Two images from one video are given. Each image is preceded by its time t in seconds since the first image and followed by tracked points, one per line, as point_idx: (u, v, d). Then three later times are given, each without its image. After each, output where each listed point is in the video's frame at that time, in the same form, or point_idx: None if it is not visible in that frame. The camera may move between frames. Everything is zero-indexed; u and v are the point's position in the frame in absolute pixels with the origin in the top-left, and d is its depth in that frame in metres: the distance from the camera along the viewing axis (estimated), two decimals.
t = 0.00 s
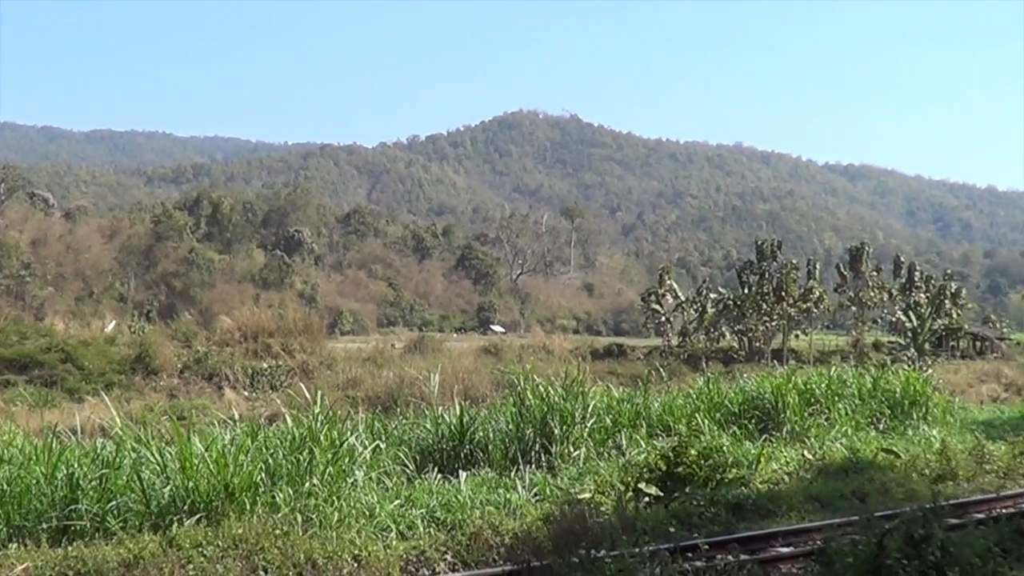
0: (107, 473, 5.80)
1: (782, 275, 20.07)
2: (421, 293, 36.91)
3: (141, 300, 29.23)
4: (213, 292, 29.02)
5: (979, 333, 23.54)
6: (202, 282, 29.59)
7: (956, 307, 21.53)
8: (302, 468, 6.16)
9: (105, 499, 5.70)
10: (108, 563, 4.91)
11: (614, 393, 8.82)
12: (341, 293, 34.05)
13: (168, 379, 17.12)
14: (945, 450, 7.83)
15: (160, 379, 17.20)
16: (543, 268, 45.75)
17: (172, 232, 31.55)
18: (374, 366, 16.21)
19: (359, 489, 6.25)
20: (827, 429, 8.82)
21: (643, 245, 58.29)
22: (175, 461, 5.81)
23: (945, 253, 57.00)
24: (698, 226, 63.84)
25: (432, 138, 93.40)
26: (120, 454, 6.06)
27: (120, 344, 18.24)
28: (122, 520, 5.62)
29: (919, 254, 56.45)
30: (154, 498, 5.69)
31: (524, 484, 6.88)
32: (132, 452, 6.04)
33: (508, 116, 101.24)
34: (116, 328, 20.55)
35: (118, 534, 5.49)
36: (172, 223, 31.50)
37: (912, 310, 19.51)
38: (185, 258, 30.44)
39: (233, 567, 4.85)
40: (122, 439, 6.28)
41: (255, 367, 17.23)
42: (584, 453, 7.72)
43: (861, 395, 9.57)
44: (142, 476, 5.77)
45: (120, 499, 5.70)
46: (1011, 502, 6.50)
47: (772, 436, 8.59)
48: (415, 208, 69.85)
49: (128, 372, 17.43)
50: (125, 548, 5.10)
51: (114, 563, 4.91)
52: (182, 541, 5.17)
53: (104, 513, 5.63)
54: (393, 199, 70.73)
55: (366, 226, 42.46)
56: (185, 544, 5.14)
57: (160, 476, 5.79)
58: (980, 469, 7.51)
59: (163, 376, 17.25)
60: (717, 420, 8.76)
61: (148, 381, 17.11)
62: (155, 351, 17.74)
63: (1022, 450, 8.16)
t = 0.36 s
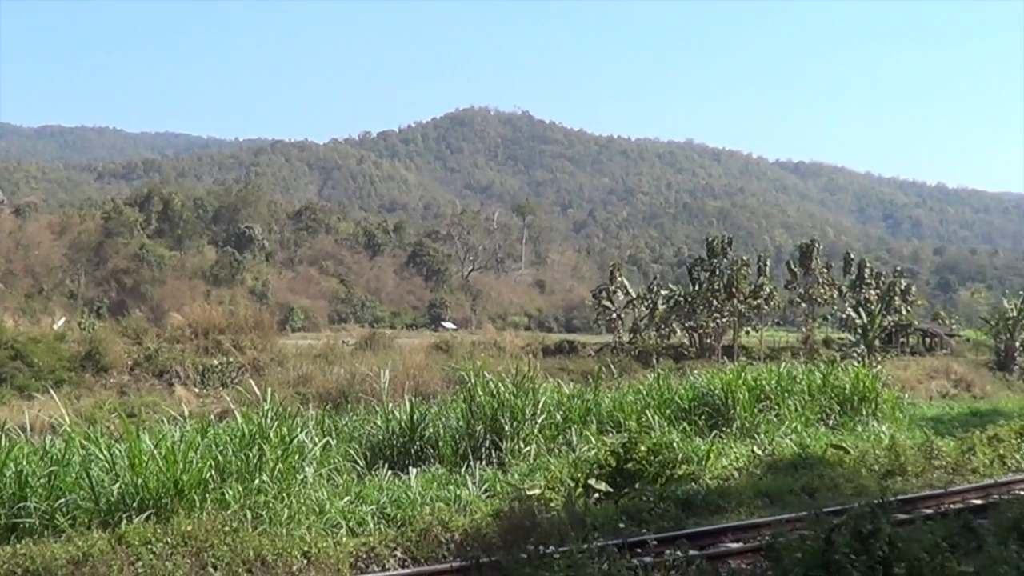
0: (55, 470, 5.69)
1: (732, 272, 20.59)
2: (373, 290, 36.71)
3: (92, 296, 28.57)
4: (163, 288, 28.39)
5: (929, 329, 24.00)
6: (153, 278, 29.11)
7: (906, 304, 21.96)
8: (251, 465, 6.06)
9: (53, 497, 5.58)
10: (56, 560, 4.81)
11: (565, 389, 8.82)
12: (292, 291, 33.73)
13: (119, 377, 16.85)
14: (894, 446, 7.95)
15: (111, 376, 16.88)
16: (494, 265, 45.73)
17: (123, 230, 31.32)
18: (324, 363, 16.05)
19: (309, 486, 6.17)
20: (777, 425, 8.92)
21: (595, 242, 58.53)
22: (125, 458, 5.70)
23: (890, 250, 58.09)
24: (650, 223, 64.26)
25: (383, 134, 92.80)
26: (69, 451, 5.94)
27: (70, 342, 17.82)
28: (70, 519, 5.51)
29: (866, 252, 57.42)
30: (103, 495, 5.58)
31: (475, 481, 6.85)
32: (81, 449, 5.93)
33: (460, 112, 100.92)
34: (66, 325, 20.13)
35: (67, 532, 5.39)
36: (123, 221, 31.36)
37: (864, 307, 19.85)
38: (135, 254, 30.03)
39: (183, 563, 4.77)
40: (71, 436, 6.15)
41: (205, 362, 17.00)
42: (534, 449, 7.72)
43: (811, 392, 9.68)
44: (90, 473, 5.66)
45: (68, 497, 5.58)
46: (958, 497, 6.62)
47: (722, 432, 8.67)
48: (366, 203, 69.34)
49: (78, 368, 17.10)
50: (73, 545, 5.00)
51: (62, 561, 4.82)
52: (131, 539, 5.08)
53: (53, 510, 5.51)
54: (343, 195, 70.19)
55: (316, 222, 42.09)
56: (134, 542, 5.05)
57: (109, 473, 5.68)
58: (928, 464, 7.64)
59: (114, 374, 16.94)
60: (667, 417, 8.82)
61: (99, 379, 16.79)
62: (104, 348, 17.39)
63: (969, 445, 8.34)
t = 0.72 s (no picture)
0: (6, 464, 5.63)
1: (686, 270, 20.69)
2: (326, 285, 36.54)
3: (45, 290, 27.96)
4: (117, 282, 28.20)
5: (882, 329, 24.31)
6: (106, 274, 28.78)
7: (859, 303, 22.15)
8: (204, 461, 5.98)
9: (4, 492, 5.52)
10: (6, 556, 4.77)
11: (519, 385, 8.80)
12: (246, 285, 33.36)
13: (71, 371, 16.64)
14: (845, 444, 8.03)
15: (64, 371, 16.61)
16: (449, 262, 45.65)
17: (77, 223, 30.85)
18: (278, 359, 15.94)
19: (262, 482, 6.10)
20: (729, 423, 8.98)
21: (549, 239, 58.57)
22: (76, 453, 5.62)
23: (842, 249, 58.88)
24: (605, 220, 64.53)
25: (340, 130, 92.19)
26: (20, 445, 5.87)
27: (21, 335, 17.29)
28: (21, 514, 5.45)
29: (819, 250, 58.20)
30: (54, 491, 5.51)
31: (428, 477, 6.82)
32: (33, 443, 5.85)
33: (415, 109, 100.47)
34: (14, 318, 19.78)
35: (17, 527, 5.32)
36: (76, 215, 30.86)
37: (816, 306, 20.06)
38: (89, 249, 29.66)
39: (135, 559, 4.72)
40: (21, 430, 6.07)
41: (158, 357, 16.99)
42: (487, 446, 7.70)
43: (763, 390, 9.76)
44: (42, 468, 5.60)
45: (19, 492, 5.52)
46: (908, 495, 6.70)
47: (674, 430, 8.72)
48: (320, 199, 68.61)
49: (30, 364, 16.64)
50: (22, 542, 4.96)
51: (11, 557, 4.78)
52: (82, 534, 5.03)
53: (3, 506, 5.45)
54: (298, 190, 69.65)
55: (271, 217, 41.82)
56: (84, 538, 5.00)
57: (60, 469, 5.61)
58: (879, 462, 7.74)
59: (67, 369, 16.68)
60: (620, 414, 8.87)
61: (52, 374, 16.50)
62: (57, 343, 17.07)
63: (920, 443, 8.42)
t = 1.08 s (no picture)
0: None
1: (643, 270, 20.82)
2: (285, 283, 36.28)
3: None
4: (74, 280, 27.86)
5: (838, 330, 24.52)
6: (63, 270, 28.33)
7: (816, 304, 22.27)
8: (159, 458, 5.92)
9: None
10: None
11: (476, 384, 8.78)
12: (204, 283, 32.96)
13: (25, 367, 16.22)
14: (801, 445, 8.09)
15: (19, 367, 16.19)
16: (405, 261, 45.71)
17: (34, 219, 30.31)
18: (234, 356, 15.76)
19: (218, 481, 6.04)
20: (685, 423, 9.03)
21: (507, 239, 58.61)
22: (30, 451, 5.55)
23: (799, 250, 59.67)
24: (563, 220, 64.72)
25: (299, 128, 91.42)
26: None
27: None
28: None
29: (776, 252, 58.84)
30: (7, 487, 5.44)
31: (383, 476, 6.79)
32: None
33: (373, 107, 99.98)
34: None
35: None
36: (33, 211, 30.29)
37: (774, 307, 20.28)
38: (46, 245, 29.17)
39: (88, 557, 4.68)
40: None
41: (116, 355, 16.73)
42: (443, 445, 7.67)
43: (721, 390, 9.78)
44: None
45: None
46: (863, 495, 6.77)
47: (630, 430, 8.75)
48: (278, 198, 67.98)
49: None
50: None
51: None
52: (35, 532, 4.97)
53: None
54: (256, 187, 69.03)
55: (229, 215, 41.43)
56: (39, 535, 4.94)
57: (14, 466, 5.53)
58: (835, 462, 7.82)
59: (22, 365, 16.26)
60: (576, 414, 8.88)
61: (5, 369, 16.06)
62: (13, 338, 16.69)
63: (876, 445, 8.47)
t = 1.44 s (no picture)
0: None
1: (603, 270, 20.87)
2: (246, 281, 35.99)
3: None
4: (33, 278, 27.18)
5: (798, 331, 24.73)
6: (23, 268, 27.83)
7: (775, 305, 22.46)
8: (118, 457, 5.86)
9: None
10: None
11: (436, 384, 8.75)
12: (165, 282, 32.57)
13: None
14: (760, 445, 8.16)
15: None
16: (366, 260, 45.62)
17: None
18: (196, 354, 15.53)
19: (176, 480, 5.98)
20: (645, 423, 9.10)
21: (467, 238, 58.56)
22: None
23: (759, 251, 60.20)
24: (524, 220, 64.81)
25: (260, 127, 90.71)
26: None
27: None
28: None
29: (736, 252, 59.32)
30: None
31: (343, 476, 6.75)
32: None
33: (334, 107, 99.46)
34: None
35: None
36: None
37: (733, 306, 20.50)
38: (5, 244, 28.69)
39: (46, 558, 4.65)
40: None
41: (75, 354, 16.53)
42: (403, 444, 7.65)
43: (680, 391, 9.82)
44: None
45: None
46: (822, 496, 6.83)
47: (589, 430, 8.78)
48: (239, 196, 67.30)
49: None
50: None
51: None
52: None
53: None
54: (217, 185, 68.48)
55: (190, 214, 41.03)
56: None
57: None
58: (793, 463, 7.91)
59: None
60: (536, 414, 8.88)
61: None
62: None
63: (834, 445, 8.57)
